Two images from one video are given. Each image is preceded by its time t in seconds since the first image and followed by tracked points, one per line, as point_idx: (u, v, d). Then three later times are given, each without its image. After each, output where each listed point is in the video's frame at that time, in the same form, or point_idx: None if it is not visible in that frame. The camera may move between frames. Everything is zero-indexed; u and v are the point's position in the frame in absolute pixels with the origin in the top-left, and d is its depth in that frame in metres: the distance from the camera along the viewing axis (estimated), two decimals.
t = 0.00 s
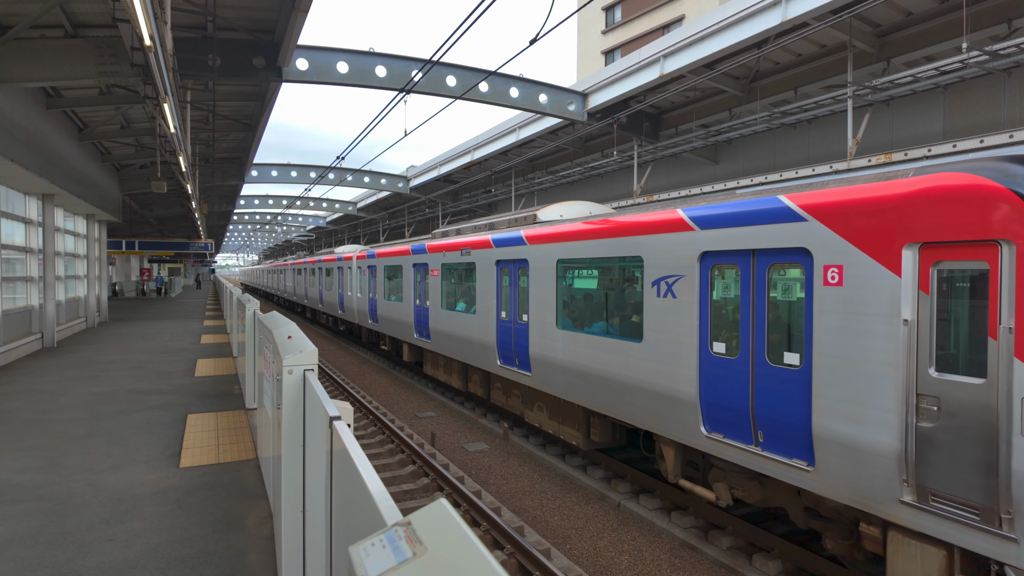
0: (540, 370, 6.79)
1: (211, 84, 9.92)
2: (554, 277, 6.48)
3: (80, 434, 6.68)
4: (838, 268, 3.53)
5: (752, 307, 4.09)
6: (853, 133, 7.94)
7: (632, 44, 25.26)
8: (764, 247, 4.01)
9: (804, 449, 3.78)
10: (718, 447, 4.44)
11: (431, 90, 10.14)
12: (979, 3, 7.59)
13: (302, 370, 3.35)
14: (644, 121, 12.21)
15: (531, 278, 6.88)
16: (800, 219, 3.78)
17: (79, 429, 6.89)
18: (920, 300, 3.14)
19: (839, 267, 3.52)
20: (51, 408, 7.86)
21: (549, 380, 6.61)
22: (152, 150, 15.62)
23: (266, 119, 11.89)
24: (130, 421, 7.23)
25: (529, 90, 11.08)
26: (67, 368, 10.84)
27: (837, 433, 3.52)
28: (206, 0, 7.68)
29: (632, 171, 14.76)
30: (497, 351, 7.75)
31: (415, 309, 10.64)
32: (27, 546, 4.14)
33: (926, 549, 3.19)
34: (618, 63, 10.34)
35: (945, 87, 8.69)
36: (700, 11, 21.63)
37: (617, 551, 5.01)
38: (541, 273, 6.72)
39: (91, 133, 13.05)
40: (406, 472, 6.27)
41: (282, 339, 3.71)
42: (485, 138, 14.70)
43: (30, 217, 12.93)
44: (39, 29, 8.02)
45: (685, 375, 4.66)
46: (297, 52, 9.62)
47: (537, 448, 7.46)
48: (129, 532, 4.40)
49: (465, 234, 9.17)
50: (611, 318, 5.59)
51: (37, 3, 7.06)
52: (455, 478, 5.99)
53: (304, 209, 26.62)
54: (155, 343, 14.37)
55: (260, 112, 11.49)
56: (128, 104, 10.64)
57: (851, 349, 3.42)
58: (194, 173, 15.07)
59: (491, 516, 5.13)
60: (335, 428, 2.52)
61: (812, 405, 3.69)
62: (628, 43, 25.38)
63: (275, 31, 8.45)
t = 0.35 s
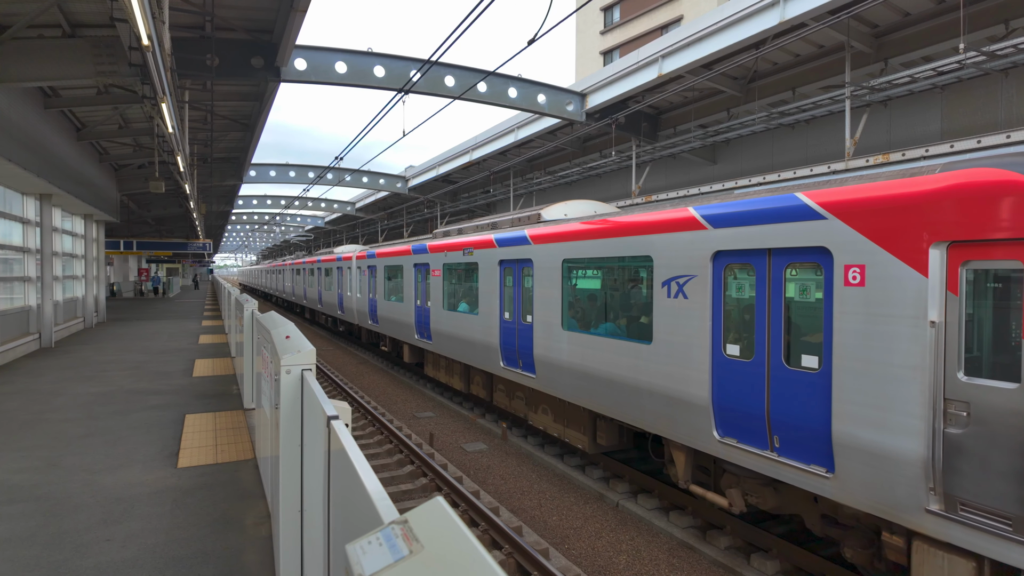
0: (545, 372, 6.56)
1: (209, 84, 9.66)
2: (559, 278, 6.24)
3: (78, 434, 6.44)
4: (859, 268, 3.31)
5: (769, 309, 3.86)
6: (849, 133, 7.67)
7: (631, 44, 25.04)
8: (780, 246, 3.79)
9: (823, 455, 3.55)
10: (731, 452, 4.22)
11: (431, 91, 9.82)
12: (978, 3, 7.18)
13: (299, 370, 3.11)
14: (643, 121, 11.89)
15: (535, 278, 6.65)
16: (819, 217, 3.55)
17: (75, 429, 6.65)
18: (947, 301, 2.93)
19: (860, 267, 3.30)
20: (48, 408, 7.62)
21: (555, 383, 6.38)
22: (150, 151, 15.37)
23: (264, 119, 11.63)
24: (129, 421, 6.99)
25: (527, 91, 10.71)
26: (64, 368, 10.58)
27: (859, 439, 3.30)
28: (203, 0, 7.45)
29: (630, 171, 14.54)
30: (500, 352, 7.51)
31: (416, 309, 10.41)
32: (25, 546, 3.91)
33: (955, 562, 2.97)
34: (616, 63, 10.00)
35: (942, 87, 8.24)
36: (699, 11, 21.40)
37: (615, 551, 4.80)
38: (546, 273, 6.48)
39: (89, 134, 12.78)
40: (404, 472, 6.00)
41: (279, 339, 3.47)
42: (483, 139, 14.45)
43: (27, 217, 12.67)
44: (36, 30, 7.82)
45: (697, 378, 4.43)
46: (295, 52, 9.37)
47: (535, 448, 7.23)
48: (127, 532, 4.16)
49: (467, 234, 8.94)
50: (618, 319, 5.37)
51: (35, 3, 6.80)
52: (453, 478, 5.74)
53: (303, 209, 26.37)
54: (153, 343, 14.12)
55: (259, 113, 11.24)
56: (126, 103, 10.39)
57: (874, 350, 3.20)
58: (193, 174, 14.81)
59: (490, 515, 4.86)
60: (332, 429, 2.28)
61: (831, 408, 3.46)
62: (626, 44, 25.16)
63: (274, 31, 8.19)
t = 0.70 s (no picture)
0: (546, 373, 6.57)
1: (206, 84, 9.65)
2: (561, 279, 6.25)
3: (75, 435, 6.44)
4: (871, 268, 3.32)
5: (778, 310, 3.88)
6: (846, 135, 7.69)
7: (628, 45, 25.08)
8: (790, 246, 3.80)
9: (833, 459, 3.57)
10: (739, 455, 4.23)
11: (428, 91, 9.83)
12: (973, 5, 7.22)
13: (296, 371, 3.10)
14: (640, 122, 11.93)
15: (537, 278, 6.66)
16: (829, 216, 3.57)
17: (73, 430, 6.65)
18: (963, 303, 2.94)
19: (872, 267, 3.31)
20: (45, 409, 7.61)
21: (556, 384, 6.38)
22: (148, 151, 15.34)
23: (262, 120, 11.62)
24: (125, 422, 6.98)
25: (524, 91, 10.73)
26: (60, 369, 10.56)
27: (871, 444, 3.31)
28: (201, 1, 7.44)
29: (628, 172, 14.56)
30: (501, 354, 7.50)
31: (415, 310, 10.41)
32: (20, 547, 3.90)
33: (971, 568, 2.99)
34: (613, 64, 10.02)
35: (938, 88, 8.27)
36: (696, 12, 21.44)
37: (612, 551, 4.81)
38: (547, 273, 6.49)
39: (86, 134, 12.75)
40: (402, 473, 6.00)
41: (276, 339, 3.47)
42: (481, 139, 14.46)
43: (24, 218, 12.64)
44: (33, 30, 7.79)
45: (703, 380, 4.45)
46: (292, 52, 9.37)
47: (533, 449, 7.24)
48: (124, 533, 4.15)
49: (466, 234, 8.94)
50: (622, 320, 5.38)
51: (31, 3, 6.79)
52: (450, 479, 5.75)
53: (300, 209, 26.35)
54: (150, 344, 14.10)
55: (256, 113, 11.23)
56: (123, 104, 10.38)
57: (886, 354, 3.21)
58: (190, 174, 14.78)
59: (487, 515, 4.86)
60: (328, 429, 2.28)
61: (842, 412, 3.47)
62: (623, 45, 25.19)
63: (272, 31, 8.18)
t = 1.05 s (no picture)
0: (546, 374, 6.58)
1: (204, 84, 9.63)
2: (561, 279, 6.25)
3: (72, 435, 6.42)
4: (875, 269, 3.33)
5: (780, 311, 3.89)
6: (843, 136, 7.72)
7: (625, 46, 25.12)
8: (792, 247, 3.81)
9: (836, 461, 3.58)
10: (741, 457, 4.24)
11: (427, 92, 9.82)
12: (967, 7, 7.26)
13: (294, 371, 3.10)
14: (637, 123, 11.93)
15: (536, 279, 6.67)
16: (833, 215, 3.58)
17: (70, 430, 6.63)
18: (969, 304, 2.95)
19: (877, 268, 3.32)
20: (42, 409, 7.59)
21: (556, 385, 6.39)
22: (145, 151, 15.31)
23: (259, 120, 11.60)
24: (122, 422, 6.96)
25: (522, 92, 10.74)
26: (57, 369, 10.52)
27: (876, 446, 3.32)
28: (198, 1, 7.43)
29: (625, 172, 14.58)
30: (501, 354, 7.50)
31: (414, 310, 10.41)
32: (17, 548, 3.89)
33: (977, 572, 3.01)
34: (611, 65, 10.05)
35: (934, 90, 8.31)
36: (694, 13, 21.46)
37: (610, 551, 4.81)
38: (547, 274, 6.50)
39: (82, 134, 12.71)
40: (400, 473, 6.00)
41: (274, 339, 3.47)
42: (479, 139, 14.45)
43: (20, 218, 12.59)
44: (30, 30, 7.75)
45: (705, 381, 4.46)
46: (290, 52, 9.36)
47: (531, 449, 7.25)
48: (121, 533, 4.14)
49: (465, 234, 8.94)
50: (622, 321, 5.39)
51: (27, 3, 6.76)
52: (449, 479, 5.75)
53: (298, 209, 26.32)
54: (147, 344, 14.07)
55: (254, 113, 11.21)
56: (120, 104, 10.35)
57: (892, 355, 3.22)
58: (187, 174, 14.76)
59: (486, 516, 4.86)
60: (326, 429, 2.29)
61: (846, 413, 3.48)
62: (621, 45, 25.24)
63: (269, 32, 8.16)
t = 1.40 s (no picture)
0: (543, 374, 6.58)
1: (200, 84, 9.61)
2: (559, 279, 6.25)
3: (68, 436, 6.39)
4: (873, 269, 3.34)
5: (777, 311, 3.91)
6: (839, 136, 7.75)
7: (622, 47, 25.15)
8: (790, 247, 3.82)
9: (834, 460, 3.59)
10: (739, 457, 4.24)
11: (424, 92, 9.81)
12: (962, 8, 7.30)
13: (290, 371, 3.10)
14: (634, 123, 11.95)
15: (534, 279, 6.67)
16: (829, 216, 3.59)
17: (66, 431, 6.60)
18: (967, 303, 2.96)
19: (874, 268, 3.33)
20: (38, 410, 7.56)
21: (554, 385, 6.39)
22: (142, 151, 15.26)
23: (256, 120, 11.58)
24: (119, 423, 6.94)
25: (519, 92, 10.73)
26: (53, 370, 10.48)
27: (874, 446, 3.32)
28: (195, 1, 7.42)
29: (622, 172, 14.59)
30: (498, 354, 7.49)
31: (411, 311, 10.40)
32: (12, 548, 3.88)
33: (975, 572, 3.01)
34: (608, 65, 10.06)
35: (929, 90, 8.34)
36: (691, 13, 21.49)
37: (606, 551, 4.82)
38: (544, 274, 6.50)
39: (78, 134, 12.67)
40: (397, 474, 5.99)
41: (271, 339, 3.46)
42: (477, 139, 14.45)
43: (16, 218, 12.54)
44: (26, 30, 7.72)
45: (702, 381, 4.46)
46: (287, 52, 9.34)
47: (528, 449, 7.25)
48: (117, 533, 4.13)
49: (463, 234, 8.94)
50: (620, 321, 5.40)
51: (23, 2, 6.73)
52: (446, 479, 5.74)
53: (295, 210, 26.28)
54: (144, 345, 14.02)
55: (251, 113, 11.18)
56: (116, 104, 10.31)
57: (889, 356, 3.23)
58: (184, 174, 14.72)
59: (482, 516, 4.86)
60: (322, 428, 2.29)
61: (844, 413, 3.49)
62: (618, 46, 25.27)
63: (267, 32, 8.14)
